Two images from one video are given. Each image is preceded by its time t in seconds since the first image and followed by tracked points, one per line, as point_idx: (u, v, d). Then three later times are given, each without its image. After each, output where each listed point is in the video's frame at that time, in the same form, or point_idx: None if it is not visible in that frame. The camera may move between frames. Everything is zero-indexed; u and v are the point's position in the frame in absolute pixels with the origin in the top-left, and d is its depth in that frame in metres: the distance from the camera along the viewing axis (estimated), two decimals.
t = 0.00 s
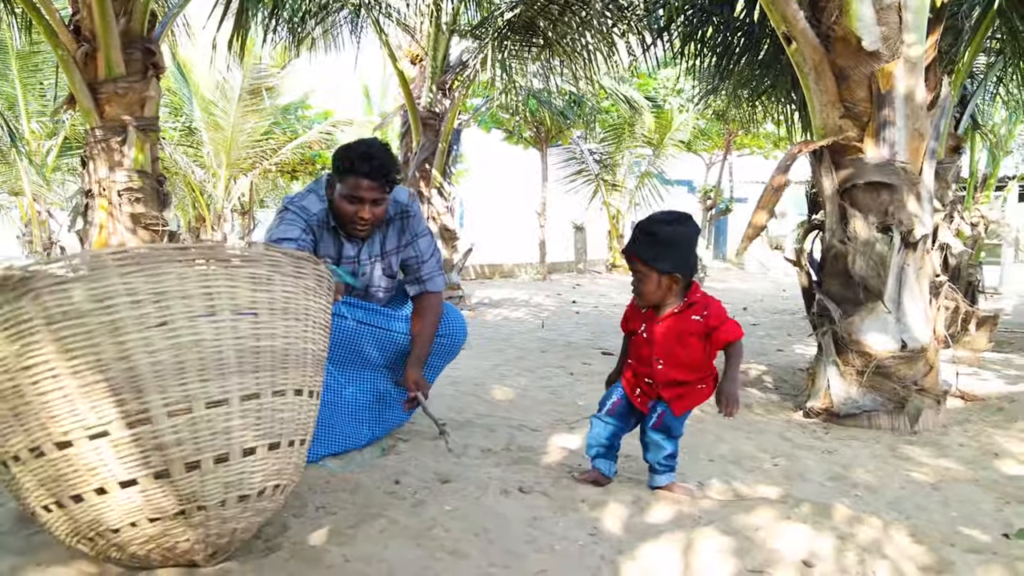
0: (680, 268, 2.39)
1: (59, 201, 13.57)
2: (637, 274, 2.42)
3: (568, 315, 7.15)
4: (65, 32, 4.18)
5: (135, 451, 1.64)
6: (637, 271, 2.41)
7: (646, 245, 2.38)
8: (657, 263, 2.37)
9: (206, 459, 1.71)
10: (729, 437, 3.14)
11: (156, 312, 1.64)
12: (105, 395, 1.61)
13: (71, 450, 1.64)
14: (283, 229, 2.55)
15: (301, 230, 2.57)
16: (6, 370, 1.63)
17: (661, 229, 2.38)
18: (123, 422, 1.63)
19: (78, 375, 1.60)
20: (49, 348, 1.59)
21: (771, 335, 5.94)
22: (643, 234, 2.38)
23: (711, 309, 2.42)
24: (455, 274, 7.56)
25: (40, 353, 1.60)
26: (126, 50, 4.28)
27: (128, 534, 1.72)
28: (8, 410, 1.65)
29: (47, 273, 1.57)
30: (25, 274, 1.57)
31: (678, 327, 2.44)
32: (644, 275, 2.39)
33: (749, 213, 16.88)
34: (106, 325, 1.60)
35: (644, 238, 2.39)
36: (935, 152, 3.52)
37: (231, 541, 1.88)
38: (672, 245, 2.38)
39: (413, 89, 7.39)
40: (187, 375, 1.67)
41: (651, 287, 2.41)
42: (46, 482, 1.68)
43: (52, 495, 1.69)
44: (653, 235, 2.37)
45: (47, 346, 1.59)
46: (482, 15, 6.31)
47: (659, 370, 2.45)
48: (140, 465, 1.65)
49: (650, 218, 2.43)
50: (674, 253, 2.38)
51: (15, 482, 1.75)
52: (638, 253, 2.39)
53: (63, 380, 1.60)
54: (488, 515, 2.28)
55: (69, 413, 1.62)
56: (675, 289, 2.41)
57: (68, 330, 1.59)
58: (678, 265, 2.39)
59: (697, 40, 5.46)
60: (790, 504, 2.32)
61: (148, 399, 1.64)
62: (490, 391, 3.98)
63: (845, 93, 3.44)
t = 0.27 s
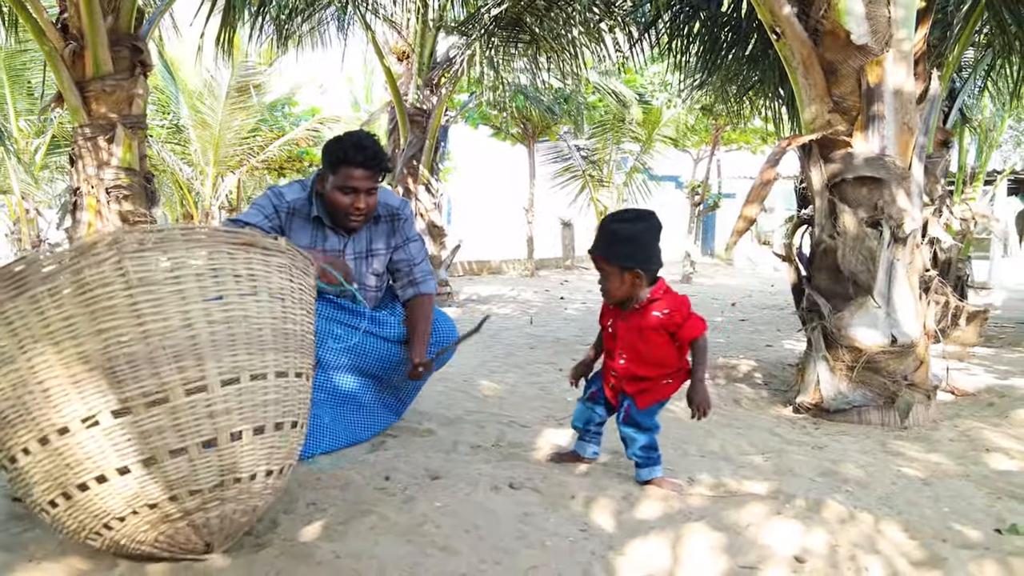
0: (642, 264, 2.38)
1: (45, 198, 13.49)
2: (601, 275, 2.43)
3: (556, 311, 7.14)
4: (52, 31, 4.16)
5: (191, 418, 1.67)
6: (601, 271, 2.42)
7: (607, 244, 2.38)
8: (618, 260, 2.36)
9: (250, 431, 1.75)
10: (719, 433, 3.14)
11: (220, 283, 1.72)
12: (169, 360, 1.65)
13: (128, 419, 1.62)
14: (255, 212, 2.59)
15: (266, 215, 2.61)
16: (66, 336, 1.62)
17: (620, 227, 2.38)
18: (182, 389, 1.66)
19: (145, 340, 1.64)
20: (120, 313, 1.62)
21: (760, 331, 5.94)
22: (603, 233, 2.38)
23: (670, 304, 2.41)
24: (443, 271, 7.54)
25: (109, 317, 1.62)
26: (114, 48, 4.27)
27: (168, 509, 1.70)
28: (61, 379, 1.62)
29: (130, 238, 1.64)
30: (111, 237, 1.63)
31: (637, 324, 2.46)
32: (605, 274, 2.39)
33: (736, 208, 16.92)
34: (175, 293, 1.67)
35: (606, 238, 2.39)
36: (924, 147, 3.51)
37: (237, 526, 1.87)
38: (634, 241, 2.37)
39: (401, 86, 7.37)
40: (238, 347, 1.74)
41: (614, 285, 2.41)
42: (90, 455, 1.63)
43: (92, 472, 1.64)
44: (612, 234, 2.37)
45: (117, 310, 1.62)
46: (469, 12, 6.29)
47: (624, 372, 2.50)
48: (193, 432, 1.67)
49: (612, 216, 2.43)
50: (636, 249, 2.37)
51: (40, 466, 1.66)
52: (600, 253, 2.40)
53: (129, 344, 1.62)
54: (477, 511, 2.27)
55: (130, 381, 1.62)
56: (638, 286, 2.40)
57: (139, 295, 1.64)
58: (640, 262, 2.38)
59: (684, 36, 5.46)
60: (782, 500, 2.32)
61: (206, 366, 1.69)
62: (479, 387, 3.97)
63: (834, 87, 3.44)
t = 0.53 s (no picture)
0: (592, 263, 2.43)
1: (39, 197, 13.45)
2: (549, 271, 2.47)
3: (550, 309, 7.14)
4: (47, 31, 4.32)
5: (207, 386, 1.77)
6: (550, 268, 2.46)
7: (558, 243, 2.42)
8: (569, 260, 2.41)
9: (255, 397, 1.87)
10: (713, 430, 3.14)
11: (211, 262, 1.84)
12: (181, 333, 1.74)
13: (152, 395, 1.69)
14: (259, 198, 2.69)
15: (273, 204, 2.71)
16: (83, 322, 1.67)
17: (571, 227, 2.42)
18: (196, 360, 1.76)
19: (158, 316, 1.73)
20: (132, 293, 1.70)
21: (753, 328, 5.95)
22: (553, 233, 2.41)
23: (615, 299, 2.47)
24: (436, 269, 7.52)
25: (122, 299, 1.70)
26: (106, 48, 4.44)
27: (193, 481, 1.76)
28: (81, 366, 1.65)
29: (130, 222, 1.73)
30: (115, 222, 1.72)
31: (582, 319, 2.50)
32: (556, 272, 2.44)
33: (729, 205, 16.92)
34: (176, 273, 1.77)
35: (556, 237, 2.43)
36: (918, 143, 3.51)
37: (250, 502, 1.93)
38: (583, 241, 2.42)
39: (393, 84, 7.34)
40: (236, 320, 1.85)
41: (563, 281, 2.45)
42: (119, 437, 1.67)
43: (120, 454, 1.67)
44: (562, 234, 2.41)
45: (129, 291, 1.70)
46: (461, 9, 6.25)
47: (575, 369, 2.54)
48: (210, 401, 1.77)
49: (561, 215, 2.46)
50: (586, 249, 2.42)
51: (64, 462, 1.67)
52: (551, 251, 2.43)
53: (145, 322, 1.71)
54: (472, 509, 2.26)
55: (148, 357, 1.70)
56: (587, 284, 2.45)
57: (146, 276, 1.73)
58: (590, 260, 2.43)
59: (675, 33, 5.45)
60: (777, 499, 2.32)
61: (213, 338, 1.80)
62: (472, 384, 3.96)
63: (827, 84, 3.46)
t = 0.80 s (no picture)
0: (587, 251, 2.56)
1: (54, 196, 13.53)
2: (545, 254, 2.61)
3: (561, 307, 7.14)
4: (63, 32, 4.34)
5: (235, 372, 1.80)
6: (545, 251, 2.60)
7: (555, 229, 2.56)
8: (564, 245, 2.55)
9: (276, 379, 1.92)
10: (729, 429, 3.12)
11: (218, 254, 1.87)
12: (205, 323, 1.77)
13: (186, 386, 1.71)
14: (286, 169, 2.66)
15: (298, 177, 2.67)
16: (113, 322, 1.67)
17: (570, 215, 2.55)
18: (221, 348, 1.79)
19: (182, 308, 1.75)
20: (156, 288, 1.72)
21: (766, 326, 5.93)
22: (553, 218, 2.55)
23: (601, 285, 2.56)
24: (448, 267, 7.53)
25: (147, 295, 1.71)
26: (122, 47, 4.47)
27: (230, 466, 1.79)
28: (115, 365, 1.65)
29: (142, 220, 1.75)
30: (132, 220, 1.73)
31: (571, 302, 2.61)
32: (550, 255, 2.57)
33: (740, 204, 16.85)
34: (191, 265, 1.79)
35: (554, 222, 2.56)
36: (936, 138, 3.49)
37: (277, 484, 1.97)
38: (580, 230, 2.55)
39: (404, 82, 7.35)
40: (249, 307, 1.89)
41: (557, 265, 2.59)
42: (159, 430, 1.68)
43: (161, 448, 1.68)
44: (561, 221, 2.54)
45: (152, 286, 1.72)
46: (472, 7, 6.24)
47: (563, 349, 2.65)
48: (239, 387, 1.80)
49: (563, 203, 2.60)
50: (581, 237, 2.56)
51: (105, 463, 1.66)
52: (547, 235, 2.57)
53: (171, 315, 1.73)
54: (490, 506, 2.25)
55: (179, 349, 1.72)
56: (580, 270, 2.59)
57: (166, 271, 1.75)
58: (585, 249, 2.56)
59: (686, 30, 5.44)
60: (797, 498, 2.31)
61: (234, 327, 1.83)
62: (486, 382, 3.96)
63: (844, 79, 3.44)
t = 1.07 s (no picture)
0: (621, 248, 2.59)
1: (86, 194, 13.69)
2: (579, 246, 2.63)
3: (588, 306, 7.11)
4: (98, 32, 4.39)
5: (283, 372, 1.90)
6: (579, 243, 2.62)
7: (593, 223, 2.58)
8: (599, 240, 2.57)
9: (318, 379, 2.02)
10: (761, 428, 3.10)
11: (266, 253, 1.95)
12: (257, 324, 1.86)
13: (239, 385, 1.81)
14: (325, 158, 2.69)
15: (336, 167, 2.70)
16: (172, 321, 1.72)
17: (609, 210, 2.58)
18: (270, 348, 1.88)
19: (236, 308, 1.83)
20: (213, 289, 1.79)
21: (796, 326, 5.87)
22: (592, 212, 2.57)
23: (629, 283, 2.55)
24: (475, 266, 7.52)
25: (204, 295, 1.78)
26: (154, 47, 4.50)
27: (274, 465, 1.91)
28: (174, 364, 1.72)
29: (201, 220, 1.81)
30: (193, 221, 1.79)
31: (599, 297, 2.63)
32: (584, 248, 2.60)
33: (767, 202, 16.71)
34: (244, 267, 1.87)
35: (592, 216, 2.58)
36: (974, 135, 3.44)
37: (311, 480, 2.09)
38: (617, 227, 2.58)
39: (431, 81, 7.35)
40: (295, 308, 1.98)
41: (590, 259, 2.61)
42: (212, 429, 1.76)
43: (213, 445, 1.77)
44: (601, 216, 2.57)
45: (210, 287, 1.79)
46: (499, 5, 6.22)
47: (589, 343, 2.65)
48: (286, 387, 1.91)
49: (601, 198, 2.62)
50: (617, 234, 2.58)
51: (158, 460, 1.73)
52: (584, 228, 2.59)
53: (226, 316, 1.80)
54: (523, 504, 2.25)
55: (234, 350, 1.81)
56: (613, 266, 2.61)
57: (222, 271, 1.82)
58: (619, 245, 2.59)
59: (715, 26, 5.39)
60: (834, 499, 2.29)
61: (282, 327, 1.92)
62: (516, 381, 3.96)
63: (879, 75, 3.40)
